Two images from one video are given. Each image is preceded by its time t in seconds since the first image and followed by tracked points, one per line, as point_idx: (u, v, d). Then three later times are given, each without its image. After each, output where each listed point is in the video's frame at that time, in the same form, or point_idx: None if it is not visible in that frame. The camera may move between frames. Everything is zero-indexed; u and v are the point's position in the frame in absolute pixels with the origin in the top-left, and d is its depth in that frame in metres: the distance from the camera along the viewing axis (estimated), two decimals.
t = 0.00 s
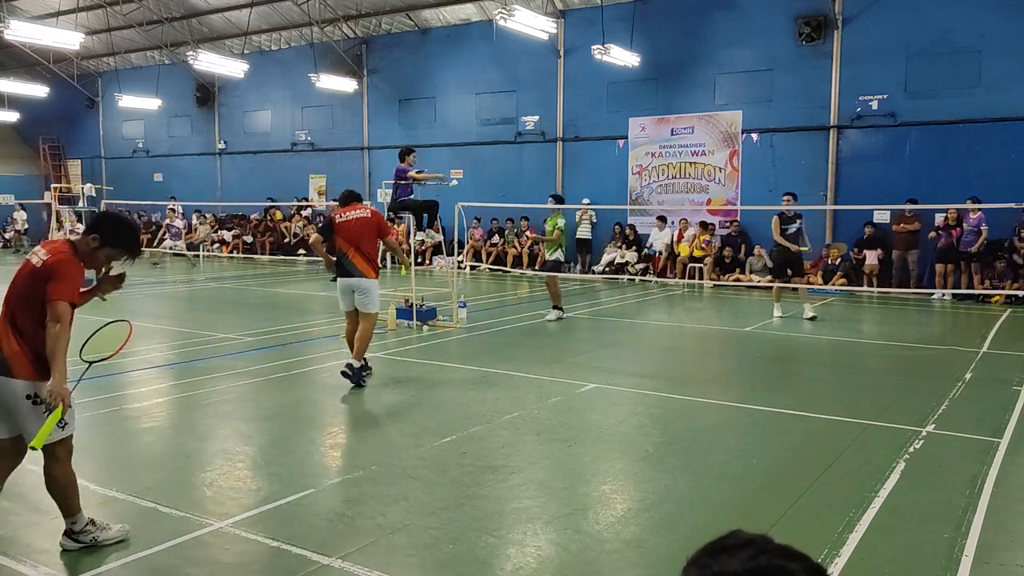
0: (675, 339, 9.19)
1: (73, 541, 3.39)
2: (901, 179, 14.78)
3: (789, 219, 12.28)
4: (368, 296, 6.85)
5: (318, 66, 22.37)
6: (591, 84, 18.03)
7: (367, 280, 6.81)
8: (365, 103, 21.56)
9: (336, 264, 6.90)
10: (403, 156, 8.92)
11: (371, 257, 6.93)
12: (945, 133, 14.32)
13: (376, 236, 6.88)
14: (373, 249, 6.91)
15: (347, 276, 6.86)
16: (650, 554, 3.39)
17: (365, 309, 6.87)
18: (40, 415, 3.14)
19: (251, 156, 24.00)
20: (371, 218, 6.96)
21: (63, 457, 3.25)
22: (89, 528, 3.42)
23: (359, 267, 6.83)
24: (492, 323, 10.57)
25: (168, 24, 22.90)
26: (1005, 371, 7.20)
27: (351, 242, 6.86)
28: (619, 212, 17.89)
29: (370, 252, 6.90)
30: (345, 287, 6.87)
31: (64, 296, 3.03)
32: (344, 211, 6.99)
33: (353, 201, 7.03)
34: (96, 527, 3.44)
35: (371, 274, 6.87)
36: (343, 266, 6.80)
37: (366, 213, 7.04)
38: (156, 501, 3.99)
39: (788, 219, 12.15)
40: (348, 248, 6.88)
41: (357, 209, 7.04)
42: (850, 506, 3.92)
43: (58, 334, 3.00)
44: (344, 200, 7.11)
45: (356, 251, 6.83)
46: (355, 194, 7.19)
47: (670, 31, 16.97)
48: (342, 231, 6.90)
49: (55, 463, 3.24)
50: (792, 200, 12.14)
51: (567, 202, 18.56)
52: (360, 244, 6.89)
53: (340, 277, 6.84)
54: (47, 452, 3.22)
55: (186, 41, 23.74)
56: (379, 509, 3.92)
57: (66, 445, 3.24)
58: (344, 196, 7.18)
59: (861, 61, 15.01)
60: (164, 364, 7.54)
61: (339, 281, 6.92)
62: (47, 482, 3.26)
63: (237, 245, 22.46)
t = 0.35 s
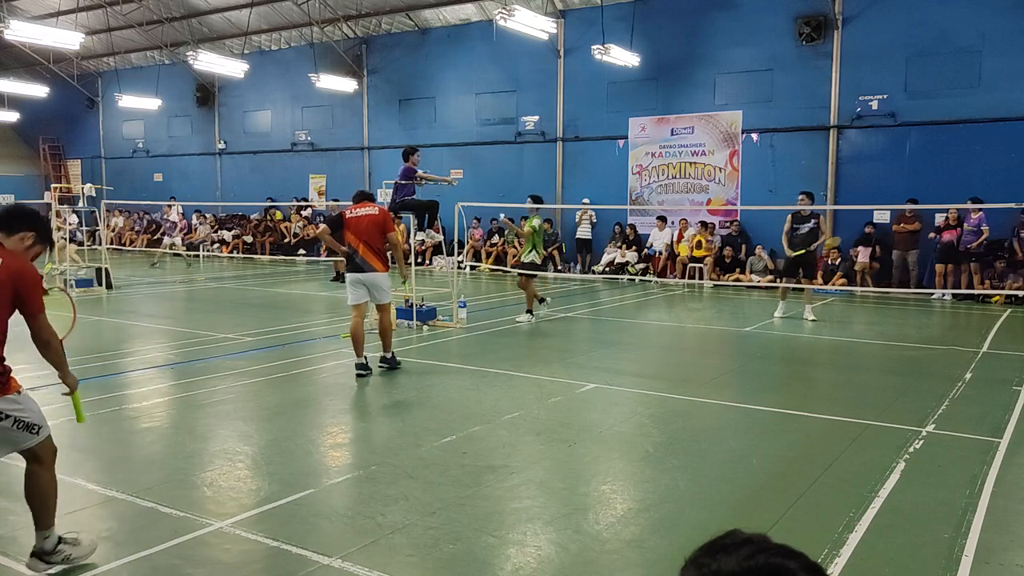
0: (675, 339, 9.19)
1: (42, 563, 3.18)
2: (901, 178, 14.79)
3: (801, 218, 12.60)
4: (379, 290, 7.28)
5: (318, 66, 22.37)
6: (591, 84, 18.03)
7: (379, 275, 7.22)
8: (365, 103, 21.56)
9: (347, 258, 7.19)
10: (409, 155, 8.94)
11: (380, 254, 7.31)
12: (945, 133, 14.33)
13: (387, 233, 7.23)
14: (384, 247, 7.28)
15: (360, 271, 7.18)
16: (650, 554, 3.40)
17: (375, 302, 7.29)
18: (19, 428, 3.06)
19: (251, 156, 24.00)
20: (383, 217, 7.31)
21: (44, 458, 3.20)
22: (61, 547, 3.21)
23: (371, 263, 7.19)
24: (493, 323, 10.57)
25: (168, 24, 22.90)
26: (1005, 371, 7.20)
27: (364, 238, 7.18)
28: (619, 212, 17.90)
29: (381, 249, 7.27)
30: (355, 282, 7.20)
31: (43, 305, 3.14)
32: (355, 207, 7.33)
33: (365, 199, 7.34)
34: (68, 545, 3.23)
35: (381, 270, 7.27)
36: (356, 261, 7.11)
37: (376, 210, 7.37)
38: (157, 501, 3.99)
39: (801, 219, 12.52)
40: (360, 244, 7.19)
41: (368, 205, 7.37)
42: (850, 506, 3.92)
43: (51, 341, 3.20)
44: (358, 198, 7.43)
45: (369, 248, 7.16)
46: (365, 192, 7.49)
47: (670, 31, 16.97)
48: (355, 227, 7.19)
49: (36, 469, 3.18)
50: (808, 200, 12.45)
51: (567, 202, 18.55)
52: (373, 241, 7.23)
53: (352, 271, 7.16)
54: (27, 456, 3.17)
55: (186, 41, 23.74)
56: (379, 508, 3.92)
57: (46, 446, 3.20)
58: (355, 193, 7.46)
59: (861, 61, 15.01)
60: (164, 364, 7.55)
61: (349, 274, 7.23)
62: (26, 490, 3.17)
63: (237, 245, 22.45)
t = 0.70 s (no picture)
0: (675, 339, 9.19)
1: None
2: (901, 178, 14.78)
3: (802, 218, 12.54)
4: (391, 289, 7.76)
5: (318, 66, 22.38)
6: (591, 84, 18.03)
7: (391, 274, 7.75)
8: (365, 103, 21.56)
9: (363, 256, 7.76)
10: (410, 155, 8.94)
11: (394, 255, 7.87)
12: (945, 133, 14.33)
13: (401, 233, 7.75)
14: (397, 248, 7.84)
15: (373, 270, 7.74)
16: (650, 554, 3.40)
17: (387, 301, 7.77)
18: None
19: (251, 156, 24.00)
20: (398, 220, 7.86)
21: None
22: None
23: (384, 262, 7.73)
24: (493, 323, 10.57)
25: (168, 24, 22.90)
26: (1005, 371, 7.20)
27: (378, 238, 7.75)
28: (619, 212, 17.89)
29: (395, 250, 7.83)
30: (368, 279, 7.75)
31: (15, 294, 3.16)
32: (373, 208, 7.88)
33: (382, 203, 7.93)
34: None
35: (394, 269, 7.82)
36: (369, 260, 7.67)
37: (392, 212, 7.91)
38: (157, 501, 3.99)
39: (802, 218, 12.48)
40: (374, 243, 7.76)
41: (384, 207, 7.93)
42: (850, 506, 3.92)
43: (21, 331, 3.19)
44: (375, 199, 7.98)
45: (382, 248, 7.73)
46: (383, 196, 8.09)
47: (670, 31, 16.97)
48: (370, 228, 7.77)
49: None
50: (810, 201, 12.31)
51: (567, 202, 18.55)
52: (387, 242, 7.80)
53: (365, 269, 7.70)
54: None
55: (186, 41, 23.74)
56: (379, 508, 3.92)
57: None
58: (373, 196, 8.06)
59: (861, 61, 15.01)
60: (164, 364, 7.54)
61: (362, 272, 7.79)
62: None
63: (237, 245, 22.43)
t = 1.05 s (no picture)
0: (675, 339, 9.19)
1: None
2: (901, 178, 14.78)
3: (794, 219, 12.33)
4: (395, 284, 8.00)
5: (318, 66, 22.38)
6: (591, 84, 18.03)
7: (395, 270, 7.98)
8: (365, 103, 21.56)
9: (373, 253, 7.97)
10: (410, 155, 8.94)
11: (399, 252, 8.12)
12: (945, 133, 14.32)
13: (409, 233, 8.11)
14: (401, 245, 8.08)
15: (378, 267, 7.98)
16: (650, 554, 3.40)
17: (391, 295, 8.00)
18: None
19: (251, 156, 24.00)
20: (403, 218, 8.10)
21: None
22: None
23: (388, 259, 7.96)
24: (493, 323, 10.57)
25: (168, 24, 22.90)
26: (1005, 371, 7.19)
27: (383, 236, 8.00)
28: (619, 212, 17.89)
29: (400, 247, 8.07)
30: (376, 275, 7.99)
31: None
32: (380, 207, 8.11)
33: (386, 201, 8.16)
34: None
35: (399, 266, 8.06)
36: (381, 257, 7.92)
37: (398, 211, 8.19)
38: (157, 501, 4.00)
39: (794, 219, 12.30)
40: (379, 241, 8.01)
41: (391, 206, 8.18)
42: (850, 506, 3.92)
43: None
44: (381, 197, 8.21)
45: (387, 245, 7.97)
46: (387, 194, 8.32)
47: (670, 30, 16.97)
48: (375, 226, 8.01)
49: None
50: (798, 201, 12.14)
51: (567, 202, 18.54)
52: (392, 239, 8.05)
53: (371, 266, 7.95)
54: None
55: (186, 41, 23.74)
56: (379, 509, 3.92)
57: None
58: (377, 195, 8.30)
59: (861, 61, 15.01)
60: (164, 364, 7.55)
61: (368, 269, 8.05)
62: None
63: (237, 245, 22.43)
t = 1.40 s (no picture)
0: (675, 339, 9.19)
1: None
2: (901, 178, 14.78)
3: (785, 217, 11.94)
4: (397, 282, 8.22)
5: (318, 66, 22.39)
6: (591, 84, 18.03)
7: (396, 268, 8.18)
8: (365, 103, 21.56)
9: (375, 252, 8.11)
10: (409, 155, 8.96)
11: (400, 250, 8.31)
12: (944, 133, 14.33)
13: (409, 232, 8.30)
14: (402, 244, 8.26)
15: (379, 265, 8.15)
16: (650, 554, 3.40)
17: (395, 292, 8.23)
18: None
19: (251, 156, 24.01)
20: (404, 217, 8.27)
21: None
22: None
23: (389, 257, 8.14)
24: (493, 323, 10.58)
25: (168, 24, 22.89)
26: (1005, 371, 7.20)
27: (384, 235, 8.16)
28: (619, 212, 17.90)
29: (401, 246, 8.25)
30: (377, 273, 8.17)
31: None
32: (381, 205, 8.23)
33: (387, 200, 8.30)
34: None
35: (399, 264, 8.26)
36: (384, 257, 8.08)
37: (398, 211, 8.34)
38: (157, 501, 4.00)
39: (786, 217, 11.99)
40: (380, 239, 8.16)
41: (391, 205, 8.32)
42: (850, 506, 3.93)
43: None
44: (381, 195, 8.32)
45: (389, 244, 8.14)
46: (387, 192, 8.45)
47: (670, 30, 16.97)
48: (376, 225, 8.15)
49: None
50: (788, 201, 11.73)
51: (567, 202, 18.55)
52: (393, 238, 8.23)
53: (372, 264, 8.12)
54: None
55: (186, 41, 23.74)
56: (380, 508, 3.92)
57: None
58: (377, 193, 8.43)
59: (861, 61, 15.01)
60: (164, 364, 7.55)
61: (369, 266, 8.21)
62: None
63: (237, 245, 22.43)
